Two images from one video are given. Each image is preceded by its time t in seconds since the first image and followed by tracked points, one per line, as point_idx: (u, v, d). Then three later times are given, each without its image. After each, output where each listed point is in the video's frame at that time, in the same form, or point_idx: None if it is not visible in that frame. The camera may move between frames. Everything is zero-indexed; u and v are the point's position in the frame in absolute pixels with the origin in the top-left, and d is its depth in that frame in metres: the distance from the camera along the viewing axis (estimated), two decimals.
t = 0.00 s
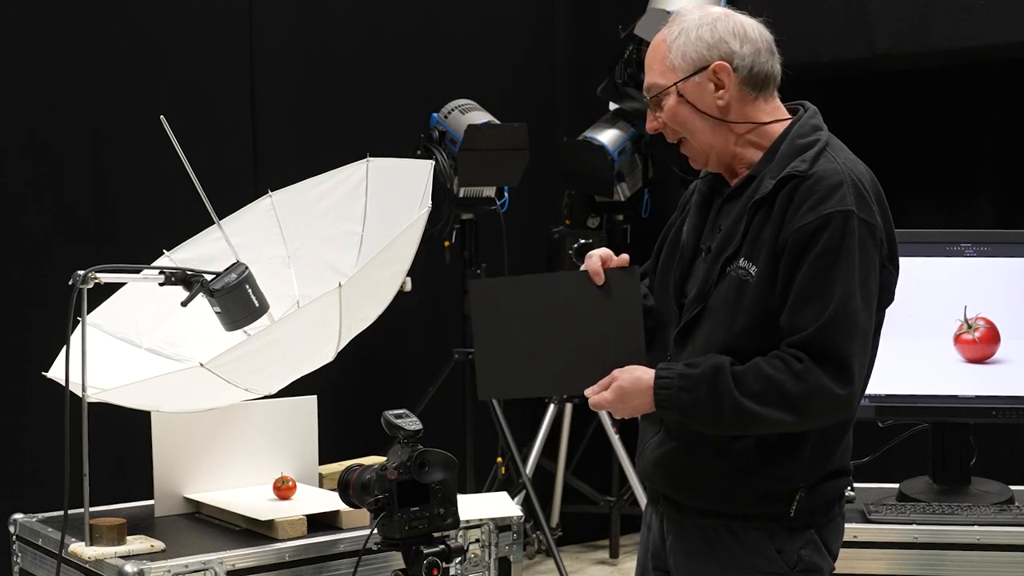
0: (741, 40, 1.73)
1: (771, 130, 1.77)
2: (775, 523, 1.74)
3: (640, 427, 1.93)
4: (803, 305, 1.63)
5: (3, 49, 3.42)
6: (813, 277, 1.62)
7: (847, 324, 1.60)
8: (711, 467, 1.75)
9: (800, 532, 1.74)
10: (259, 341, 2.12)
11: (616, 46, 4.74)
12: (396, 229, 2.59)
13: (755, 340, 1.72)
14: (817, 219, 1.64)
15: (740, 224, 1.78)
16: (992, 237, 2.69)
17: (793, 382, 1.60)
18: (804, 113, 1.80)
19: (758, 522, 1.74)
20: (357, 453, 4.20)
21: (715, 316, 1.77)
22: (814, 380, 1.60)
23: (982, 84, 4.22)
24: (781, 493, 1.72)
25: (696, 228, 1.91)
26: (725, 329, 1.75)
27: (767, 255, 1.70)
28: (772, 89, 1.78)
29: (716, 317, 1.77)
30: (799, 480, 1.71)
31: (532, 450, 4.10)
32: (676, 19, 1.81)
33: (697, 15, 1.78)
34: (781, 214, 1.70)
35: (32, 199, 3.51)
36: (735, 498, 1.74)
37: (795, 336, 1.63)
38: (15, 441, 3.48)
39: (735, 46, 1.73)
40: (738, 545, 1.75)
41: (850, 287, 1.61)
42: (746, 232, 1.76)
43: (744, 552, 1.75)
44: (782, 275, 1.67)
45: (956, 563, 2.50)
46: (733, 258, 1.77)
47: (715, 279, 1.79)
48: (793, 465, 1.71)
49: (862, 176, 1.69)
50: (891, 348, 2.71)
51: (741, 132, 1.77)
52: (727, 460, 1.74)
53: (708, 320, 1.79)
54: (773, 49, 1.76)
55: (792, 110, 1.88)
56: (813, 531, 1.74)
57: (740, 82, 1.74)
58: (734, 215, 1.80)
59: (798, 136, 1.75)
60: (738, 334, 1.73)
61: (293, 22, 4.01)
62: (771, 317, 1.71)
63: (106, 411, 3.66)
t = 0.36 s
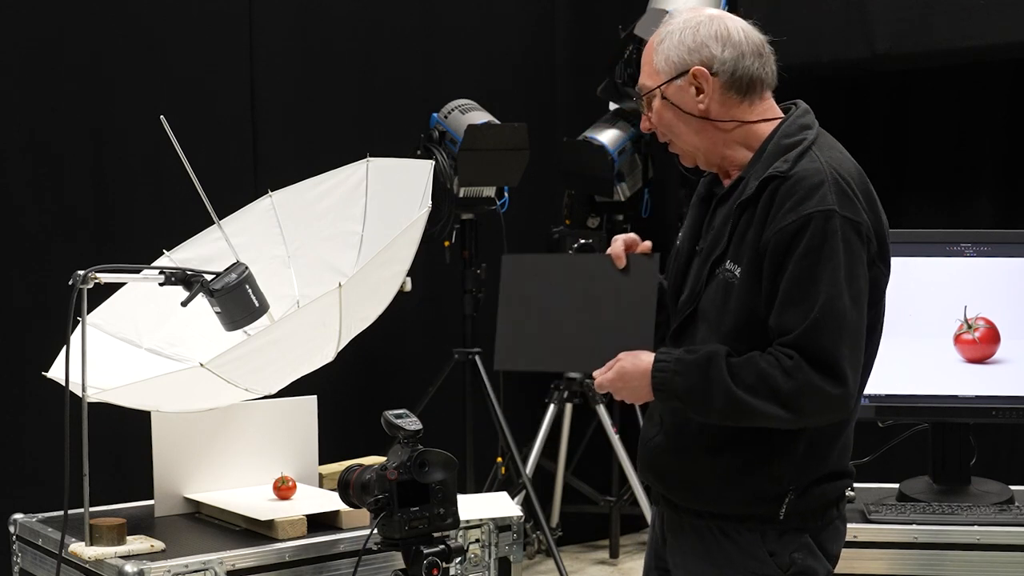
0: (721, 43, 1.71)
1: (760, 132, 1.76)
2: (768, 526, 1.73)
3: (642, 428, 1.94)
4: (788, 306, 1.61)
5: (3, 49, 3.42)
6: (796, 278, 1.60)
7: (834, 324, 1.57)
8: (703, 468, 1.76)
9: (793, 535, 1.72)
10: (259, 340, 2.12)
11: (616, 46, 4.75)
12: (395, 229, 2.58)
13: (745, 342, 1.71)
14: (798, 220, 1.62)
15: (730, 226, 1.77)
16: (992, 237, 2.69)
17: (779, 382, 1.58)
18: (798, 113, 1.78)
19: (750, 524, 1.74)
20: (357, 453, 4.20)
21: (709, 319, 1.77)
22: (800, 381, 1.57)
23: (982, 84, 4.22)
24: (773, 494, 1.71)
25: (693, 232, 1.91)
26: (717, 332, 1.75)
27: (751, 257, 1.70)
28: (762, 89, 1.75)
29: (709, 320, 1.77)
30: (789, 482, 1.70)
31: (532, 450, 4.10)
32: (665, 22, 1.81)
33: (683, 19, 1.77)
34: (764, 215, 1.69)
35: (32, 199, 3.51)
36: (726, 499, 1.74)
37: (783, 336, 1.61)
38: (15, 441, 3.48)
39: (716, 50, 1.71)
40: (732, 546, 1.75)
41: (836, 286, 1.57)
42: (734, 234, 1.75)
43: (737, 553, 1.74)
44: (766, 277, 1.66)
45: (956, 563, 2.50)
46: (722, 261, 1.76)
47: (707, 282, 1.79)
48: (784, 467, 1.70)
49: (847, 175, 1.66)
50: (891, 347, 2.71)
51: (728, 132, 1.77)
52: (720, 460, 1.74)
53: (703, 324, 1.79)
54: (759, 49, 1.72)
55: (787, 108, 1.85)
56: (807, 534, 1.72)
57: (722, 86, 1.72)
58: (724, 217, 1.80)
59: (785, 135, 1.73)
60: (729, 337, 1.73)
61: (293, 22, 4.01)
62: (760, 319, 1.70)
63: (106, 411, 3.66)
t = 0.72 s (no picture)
0: (723, 43, 1.69)
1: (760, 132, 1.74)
2: (757, 528, 1.71)
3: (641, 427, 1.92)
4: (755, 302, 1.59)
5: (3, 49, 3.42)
6: (766, 276, 1.57)
7: (795, 324, 1.54)
8: (693, 469, 1.74)
9: (783, 538, 1.71)
10: (260, 340, 2.11)
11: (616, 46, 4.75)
12: (395, 229, 2.58)
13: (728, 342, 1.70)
14: (773, 218, 1.60)
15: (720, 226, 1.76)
16: (991, 237, 2.69)
17: (747, 378, 1.55)
18: (796, 114, 1.75)
19: (740, 525, 1.72)
20: (357, 453, 4.21)
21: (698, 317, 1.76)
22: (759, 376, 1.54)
23: (982, 84, 4.22)
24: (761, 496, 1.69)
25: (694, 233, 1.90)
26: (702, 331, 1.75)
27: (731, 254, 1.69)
28: (762, 89, 1.74)
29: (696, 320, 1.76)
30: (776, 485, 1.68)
31: (531, 450, 4.10)
32: (668, 22, 1.79)
33: (686, 18, 1.75)
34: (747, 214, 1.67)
35: (32, 199, 3.51)
36: (715, 501, 1.72)
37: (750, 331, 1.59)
38: (15, 441, 3.48)
39: (718, 49, 1.69)
40: (724, 547, 1.74)
41: (801, 285, 1.54)
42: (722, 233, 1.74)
43: (728, 556, 1.73)
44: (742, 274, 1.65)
45: (956, 564, 2.50)
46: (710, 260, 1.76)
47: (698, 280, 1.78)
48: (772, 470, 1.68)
49: (830, 177, 1.62)
50: (891, 347, 2.71)
51: (728, 133, 1.75)
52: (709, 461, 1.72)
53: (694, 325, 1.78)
54: (759, 50, 1.71)
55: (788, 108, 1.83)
56: (797, 537, 1.71)
57: (723, 86, 1.70)
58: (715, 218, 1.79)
59: (779, 135, 1.71)
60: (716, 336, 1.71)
61: (293, 22, 4.01)
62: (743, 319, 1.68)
63: (106, 411, 3.66)
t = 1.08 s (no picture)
0: (724, 42, 1.67)
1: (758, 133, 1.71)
2: (748, 530, 1.70)
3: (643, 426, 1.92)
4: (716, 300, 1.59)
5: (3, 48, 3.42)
6: (730, 275, 1.57)
7: (744, 325, 1.53)
8: (686, 469, 1.74)
9: (773, 540, 1.69)
10: (260, 340, 2.11)
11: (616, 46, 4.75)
12: (395, 229, 2.58)
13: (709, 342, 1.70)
14: (743, 217, 1.59)
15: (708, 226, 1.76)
16: (991, 237, 2.68)
17: (701, 382, 1.55)
18: (794, 114, 1.72)
19: (733, 526, 1.72)
20: (357, 453, 4.21)
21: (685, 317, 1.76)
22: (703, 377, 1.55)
23: (982, 84, 4.22)
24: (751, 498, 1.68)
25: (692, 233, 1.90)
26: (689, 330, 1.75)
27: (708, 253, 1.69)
28: (764, 89, 1.71)
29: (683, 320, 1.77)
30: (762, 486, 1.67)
31: (532, 450, 4.10)
32: (670, 20, 1.76)
33: (689, 16, 1.72)
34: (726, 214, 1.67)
35: (32, 199, 3.51)
36: (706, 502, 1.72)
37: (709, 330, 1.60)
38: (15, 441, 3.48)
39: (720, 49, 1.67)
40: (717, 548, 1.73)
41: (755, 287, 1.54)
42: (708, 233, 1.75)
43: (721, 556, 1.73)
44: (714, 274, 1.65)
45: (956, 563, 2.50)
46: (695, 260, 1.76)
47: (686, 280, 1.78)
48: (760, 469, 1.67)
49: (807, 179, 1.60)
50: (891, 347, 2.71)
51: (730, 134, 1.73)
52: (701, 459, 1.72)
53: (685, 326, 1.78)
54: (759, 50, 1.68)
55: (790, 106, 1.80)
56: (787, 538, 1.69)
57: (724, 86, 1.68)
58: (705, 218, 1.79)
59: (770, 137, 1.68)
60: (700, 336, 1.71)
61: (293, 21, 4.01)
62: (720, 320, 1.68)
63: (106, 411, 3.66)
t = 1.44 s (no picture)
0: (715, 42, 1.68)
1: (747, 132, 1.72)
2: (740, 528, 1.71)
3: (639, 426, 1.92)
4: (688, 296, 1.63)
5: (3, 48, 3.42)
6: (703, 267, 1.61)
7: (707, 322, 1.57)
8: (680, 468, 1.74)
9: (765, 538, 1.70)
10: (260, 340, 2.11)
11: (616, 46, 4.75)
12: (395, 229, 2.58)
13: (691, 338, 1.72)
14: (718, 213, 1.62)
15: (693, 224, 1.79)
16: (991, 237, 2.68)
17: (666, 379, 1.60)
18: (784, 113, 1.72)
19: (724, 524, 1.72)
20: (357, 453, 4.21)
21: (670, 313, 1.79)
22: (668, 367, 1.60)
23: (982, 84, 4.22)
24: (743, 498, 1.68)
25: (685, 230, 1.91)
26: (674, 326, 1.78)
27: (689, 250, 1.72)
28: (754, 89, 1.72)
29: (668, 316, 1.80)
30: (754, 486, 1.67)
31: (531, 450, 4.10)
32: (664, 20, 1.78)
33: (681, 17, 1.74)
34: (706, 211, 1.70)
35: (32, 198, 3.51)
36: (699, 500, 1.73)
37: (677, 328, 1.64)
38: (15, 441, 3.48)
39: (709, 49, 1.68)
40: (711, 547, 1.74)
41: (722, 281, 1.58)
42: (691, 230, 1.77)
43: (714, 555, 1.73)
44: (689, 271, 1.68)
45: (956, 563, 2.50)
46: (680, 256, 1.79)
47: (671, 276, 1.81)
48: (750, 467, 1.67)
49: (786, 177, 1.61)
50: (891, 347, 2.71)
51: (721, 133, 1.74)
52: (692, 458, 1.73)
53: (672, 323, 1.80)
54: (750, 50, 1.69)
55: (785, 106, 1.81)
56: (779, 538, 1.70)
57: (714, 85, 1.70)
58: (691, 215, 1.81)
59: (755, 136, 1.69)
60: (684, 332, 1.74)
61: (293, 21, 4.01)
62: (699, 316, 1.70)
63: (106, 411, 3.66)
